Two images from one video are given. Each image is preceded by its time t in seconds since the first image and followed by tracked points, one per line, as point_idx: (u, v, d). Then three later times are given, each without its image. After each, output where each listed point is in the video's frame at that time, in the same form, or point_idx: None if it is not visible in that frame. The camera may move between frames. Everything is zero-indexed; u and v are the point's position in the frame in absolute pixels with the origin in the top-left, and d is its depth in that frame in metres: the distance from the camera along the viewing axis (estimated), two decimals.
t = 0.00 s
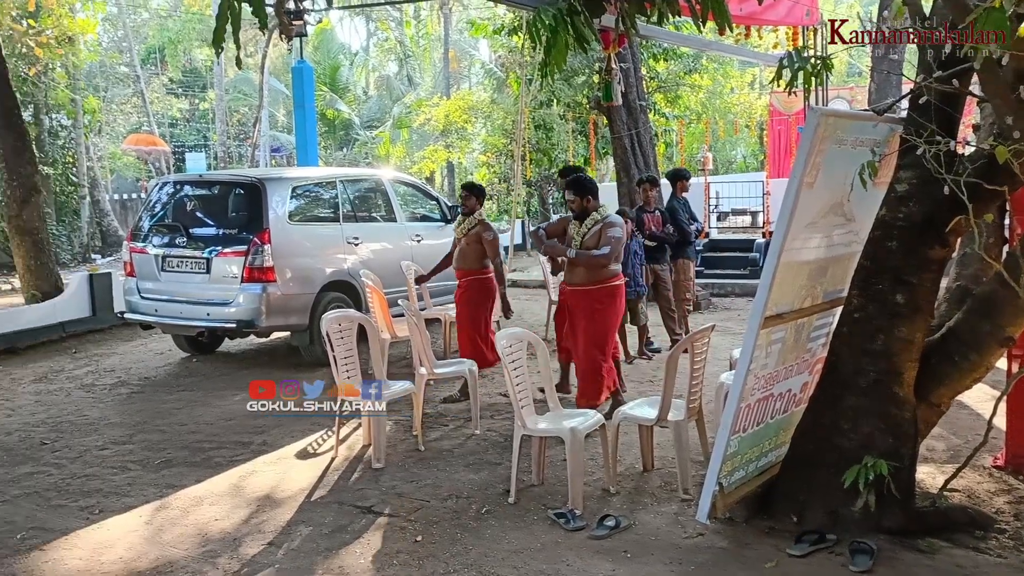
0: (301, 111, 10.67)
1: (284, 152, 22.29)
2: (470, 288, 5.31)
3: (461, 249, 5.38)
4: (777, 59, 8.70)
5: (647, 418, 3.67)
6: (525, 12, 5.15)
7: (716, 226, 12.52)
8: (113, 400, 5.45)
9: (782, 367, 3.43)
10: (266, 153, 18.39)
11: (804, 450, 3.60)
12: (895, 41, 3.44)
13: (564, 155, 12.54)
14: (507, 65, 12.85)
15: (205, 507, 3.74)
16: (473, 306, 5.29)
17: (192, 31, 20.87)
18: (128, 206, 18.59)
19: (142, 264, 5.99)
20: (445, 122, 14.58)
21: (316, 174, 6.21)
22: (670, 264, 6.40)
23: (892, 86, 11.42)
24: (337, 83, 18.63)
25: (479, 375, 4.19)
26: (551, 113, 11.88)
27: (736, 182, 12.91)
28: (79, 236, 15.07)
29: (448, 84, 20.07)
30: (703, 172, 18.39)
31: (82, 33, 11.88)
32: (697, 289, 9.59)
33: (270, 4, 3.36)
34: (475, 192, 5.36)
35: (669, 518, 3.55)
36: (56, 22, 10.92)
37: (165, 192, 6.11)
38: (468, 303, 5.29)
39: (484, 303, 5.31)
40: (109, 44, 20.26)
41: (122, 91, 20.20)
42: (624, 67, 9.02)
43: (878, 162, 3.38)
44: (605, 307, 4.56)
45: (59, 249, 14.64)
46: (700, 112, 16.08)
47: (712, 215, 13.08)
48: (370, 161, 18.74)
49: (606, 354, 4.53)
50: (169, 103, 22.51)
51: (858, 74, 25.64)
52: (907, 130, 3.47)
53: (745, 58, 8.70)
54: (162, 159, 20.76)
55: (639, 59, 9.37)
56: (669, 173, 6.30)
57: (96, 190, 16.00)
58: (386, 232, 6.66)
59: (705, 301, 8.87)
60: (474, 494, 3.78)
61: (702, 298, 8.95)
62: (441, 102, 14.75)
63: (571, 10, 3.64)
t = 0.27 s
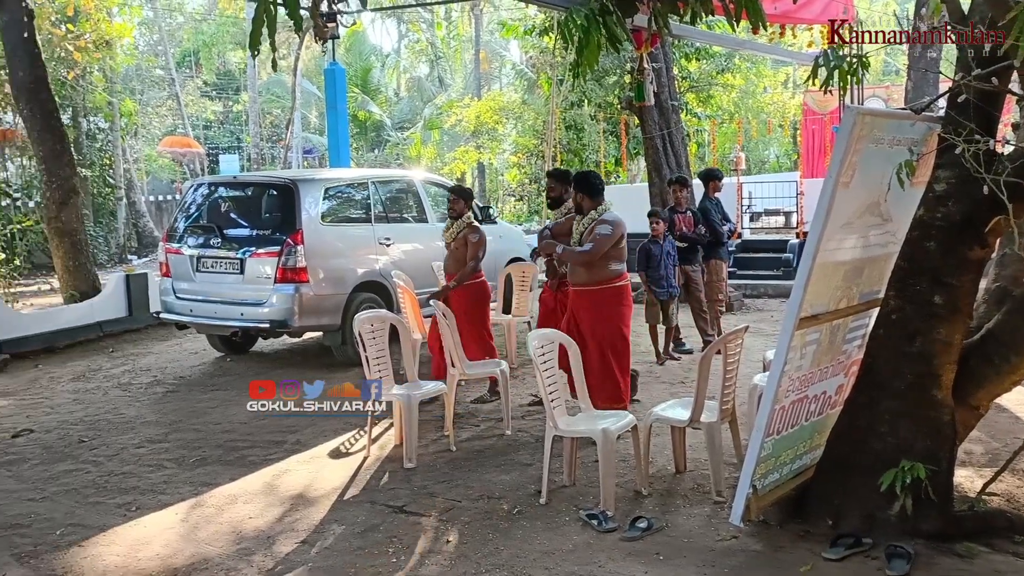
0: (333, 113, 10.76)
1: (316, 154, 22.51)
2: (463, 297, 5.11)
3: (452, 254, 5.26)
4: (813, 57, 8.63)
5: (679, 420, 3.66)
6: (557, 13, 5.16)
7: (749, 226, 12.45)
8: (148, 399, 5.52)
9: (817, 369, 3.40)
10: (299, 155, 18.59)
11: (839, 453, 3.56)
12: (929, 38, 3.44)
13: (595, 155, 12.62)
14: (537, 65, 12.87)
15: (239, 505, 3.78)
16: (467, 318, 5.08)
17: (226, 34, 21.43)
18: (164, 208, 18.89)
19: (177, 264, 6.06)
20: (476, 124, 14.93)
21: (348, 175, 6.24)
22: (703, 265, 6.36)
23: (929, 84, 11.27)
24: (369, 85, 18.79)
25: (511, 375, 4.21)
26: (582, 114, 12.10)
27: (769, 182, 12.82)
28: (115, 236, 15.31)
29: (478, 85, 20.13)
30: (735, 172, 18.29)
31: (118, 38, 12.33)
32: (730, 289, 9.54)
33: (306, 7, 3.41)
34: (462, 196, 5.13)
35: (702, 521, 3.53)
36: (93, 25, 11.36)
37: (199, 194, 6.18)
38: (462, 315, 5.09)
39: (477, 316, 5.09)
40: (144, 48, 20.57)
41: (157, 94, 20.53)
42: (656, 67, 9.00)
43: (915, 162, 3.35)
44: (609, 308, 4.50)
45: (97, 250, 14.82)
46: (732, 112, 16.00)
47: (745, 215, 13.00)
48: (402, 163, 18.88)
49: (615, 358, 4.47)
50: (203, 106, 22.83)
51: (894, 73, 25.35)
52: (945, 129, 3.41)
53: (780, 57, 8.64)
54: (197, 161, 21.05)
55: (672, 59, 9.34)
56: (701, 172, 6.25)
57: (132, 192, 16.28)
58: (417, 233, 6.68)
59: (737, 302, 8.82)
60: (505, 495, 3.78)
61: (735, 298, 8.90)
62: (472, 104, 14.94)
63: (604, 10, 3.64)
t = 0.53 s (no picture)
0: (360, 113, 10.81)
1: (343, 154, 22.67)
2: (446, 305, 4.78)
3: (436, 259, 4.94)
4: (843, 56, 8.55)
5: (707, 421, 3.65)
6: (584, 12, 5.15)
7: (776, 226, 12.34)
8: (177, 397, 5.58)
9: (846, 370, 3.37)
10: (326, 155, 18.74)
11: (869, 456, 3.52)
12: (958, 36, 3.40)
13: (621, 155, 12.67)
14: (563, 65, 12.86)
15: (267, 502, 3.81)
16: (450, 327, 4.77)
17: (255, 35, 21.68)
18: (193, 208, 19.13)
19: (206, 264, 6.11)
20: (502, 124, 14.96)
21: (375, 175, 6.26)
22: (730, 265, 6.32)
23: (961, 82, 11.13)
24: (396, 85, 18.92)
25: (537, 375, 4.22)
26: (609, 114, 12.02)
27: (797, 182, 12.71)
28: (145, 236, 15.50)
29: (505, 85, 20.12)
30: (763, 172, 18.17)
31: (149, 39, 12.58)
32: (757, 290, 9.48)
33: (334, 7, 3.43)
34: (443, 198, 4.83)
35: (729, 522, 3.51)
36: (125, 28, 11.70)
37: (228, 194, 6.23)
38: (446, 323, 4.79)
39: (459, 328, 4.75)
40: (175, 50, 20.75)
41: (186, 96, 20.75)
42: (684, 66, 8.96)
43: (948, 161, 3.31)
44: (606, 319, 4.04)
45: (128, 250, 14.93)
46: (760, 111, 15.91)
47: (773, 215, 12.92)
48: (428, 163, 18.97)
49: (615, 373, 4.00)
50: (231, 107, 23.07)
51: (926, 71, 25.08)
52: (978, 129, 3.35)
53: (809, 56, 8.57)
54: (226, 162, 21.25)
55: (699, 59, 9.29)
56: (729, 172, 6.21)
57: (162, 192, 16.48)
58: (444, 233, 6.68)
59: (765, 303, 8.76)
60: (531, 495, 3.78)
61: (763, 299, 8.84)
62: (498, 104, 14.96)
63: (631, 9, 3.64)
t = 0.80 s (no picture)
0: (397, 115, 10.89)
1: (379, 155, 22.84)
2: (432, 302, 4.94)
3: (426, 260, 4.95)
4: (885, 55, 8.44)
5: (745, 424, 3.62)
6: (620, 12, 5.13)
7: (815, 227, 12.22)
8: (215, 395, 5.65)
9: (889, 373, 3.33)
10: (363, 157, 18.91)
11: (912, 459, 3.47)
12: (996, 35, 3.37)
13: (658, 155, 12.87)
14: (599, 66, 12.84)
15: (305, 501, 3.84)
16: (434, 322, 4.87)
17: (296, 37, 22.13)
18: (232, 209, 19.45)
19: (246, 264, 6.19)
20: (539, 124, 15.03)
21: (412, 176, 6.29)
22: (767, 266, 6.26)
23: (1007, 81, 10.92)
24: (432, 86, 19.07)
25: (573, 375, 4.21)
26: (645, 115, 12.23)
27: (836, 182, 12.55)
28: (185, 237, 15.74)
29: (541, 86, 20.12)
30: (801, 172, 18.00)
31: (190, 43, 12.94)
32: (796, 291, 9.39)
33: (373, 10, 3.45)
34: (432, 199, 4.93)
35: (769, 526, 3.48)
36: (167, 32, 12.25)
37: (267, 195, 6.29)
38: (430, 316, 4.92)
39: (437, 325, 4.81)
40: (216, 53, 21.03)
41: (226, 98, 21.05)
42: (721, 66, 8.92)
43: (993, 161, 3.25)
44: (596, 320, 4.09)
45: (168, 250, 15.15)
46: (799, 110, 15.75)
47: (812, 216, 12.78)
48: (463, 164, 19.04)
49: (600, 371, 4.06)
50: (270, 109, 23.37)
51: (970, 69, 24.70)
52: None
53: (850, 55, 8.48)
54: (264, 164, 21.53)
55: (737, 58, 9.23)
56: (768, 172, 6.17)
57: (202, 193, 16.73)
58: (480, 233, 6.69)
59: (804, 305, 8.67)
60: (568, 496, 3.77)
61: (801, 300, 8.76)
62: (535, 105, 15.10)
63: (669, 9, 3.62)
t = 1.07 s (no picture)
0: (429, 116, 10.93)
1: (412, 157, 22.96)
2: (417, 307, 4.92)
3: (415, 262, 4.93)
4: (924, 53, 8.32)
5: (780, 426, 3.59)
6: (652, 11, 5.11)
7: (851, 228, 12.09)
8: (250, 395, 5.70)
9: (927, 376, 3.27)
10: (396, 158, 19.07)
11: (952, 465, 3.42)
12: None
13: (691, 156, 12.80)
14: (632, 66, 12.80)
15: (338, 500, 3.86)
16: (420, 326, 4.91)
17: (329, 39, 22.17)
18: (266, 210, 19.65)
19: (280, 265, 6.24)
20: (570, 125, 15.03)
21: (444, 177, 6.31)
22: (803, 268, 6.20)
23: None
24: (464, 88, 19.12)
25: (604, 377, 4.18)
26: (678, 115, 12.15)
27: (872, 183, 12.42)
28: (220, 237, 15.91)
29: (573, 87, 20.09)
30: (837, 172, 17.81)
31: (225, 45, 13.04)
32: (831, 293, 9.30)
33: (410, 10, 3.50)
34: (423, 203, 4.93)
35: (804, 530, 3.44)
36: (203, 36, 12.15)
37: (301, 196, 6.34)
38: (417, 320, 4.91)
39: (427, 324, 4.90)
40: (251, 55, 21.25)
41: (261, 100, 21.28)
42: (756, 66, 8.86)
43: None
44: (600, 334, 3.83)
45: (204, 250, 15.39)
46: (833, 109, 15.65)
47: (848, 217, 12.64)
48: (495, 165, 19.12)
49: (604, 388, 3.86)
50: (304, 111, 23.67)
51: (1012, 67, 24.32)
52: None
53: (888, 53, 8.37)
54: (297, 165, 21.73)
55: (773, 57, 9.16)
56: (803, 172, 6.12)
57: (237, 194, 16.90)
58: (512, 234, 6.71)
59: (840, 306, 8.59)
60: (600, 498, 3.76)
61: (837, 302, 8.67)
62: (566, 105, 15.09)
63: (703, 9, 3.64)
